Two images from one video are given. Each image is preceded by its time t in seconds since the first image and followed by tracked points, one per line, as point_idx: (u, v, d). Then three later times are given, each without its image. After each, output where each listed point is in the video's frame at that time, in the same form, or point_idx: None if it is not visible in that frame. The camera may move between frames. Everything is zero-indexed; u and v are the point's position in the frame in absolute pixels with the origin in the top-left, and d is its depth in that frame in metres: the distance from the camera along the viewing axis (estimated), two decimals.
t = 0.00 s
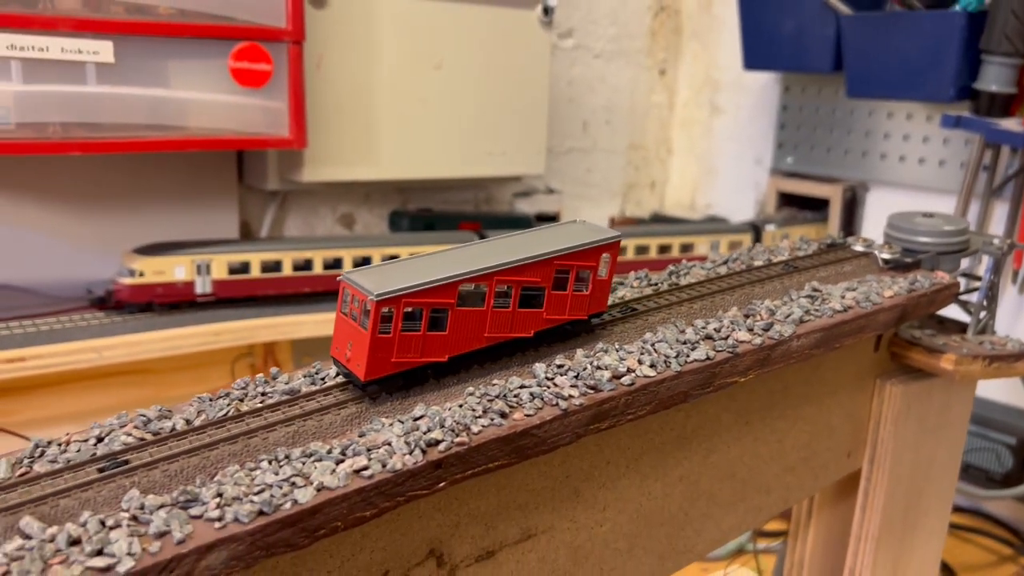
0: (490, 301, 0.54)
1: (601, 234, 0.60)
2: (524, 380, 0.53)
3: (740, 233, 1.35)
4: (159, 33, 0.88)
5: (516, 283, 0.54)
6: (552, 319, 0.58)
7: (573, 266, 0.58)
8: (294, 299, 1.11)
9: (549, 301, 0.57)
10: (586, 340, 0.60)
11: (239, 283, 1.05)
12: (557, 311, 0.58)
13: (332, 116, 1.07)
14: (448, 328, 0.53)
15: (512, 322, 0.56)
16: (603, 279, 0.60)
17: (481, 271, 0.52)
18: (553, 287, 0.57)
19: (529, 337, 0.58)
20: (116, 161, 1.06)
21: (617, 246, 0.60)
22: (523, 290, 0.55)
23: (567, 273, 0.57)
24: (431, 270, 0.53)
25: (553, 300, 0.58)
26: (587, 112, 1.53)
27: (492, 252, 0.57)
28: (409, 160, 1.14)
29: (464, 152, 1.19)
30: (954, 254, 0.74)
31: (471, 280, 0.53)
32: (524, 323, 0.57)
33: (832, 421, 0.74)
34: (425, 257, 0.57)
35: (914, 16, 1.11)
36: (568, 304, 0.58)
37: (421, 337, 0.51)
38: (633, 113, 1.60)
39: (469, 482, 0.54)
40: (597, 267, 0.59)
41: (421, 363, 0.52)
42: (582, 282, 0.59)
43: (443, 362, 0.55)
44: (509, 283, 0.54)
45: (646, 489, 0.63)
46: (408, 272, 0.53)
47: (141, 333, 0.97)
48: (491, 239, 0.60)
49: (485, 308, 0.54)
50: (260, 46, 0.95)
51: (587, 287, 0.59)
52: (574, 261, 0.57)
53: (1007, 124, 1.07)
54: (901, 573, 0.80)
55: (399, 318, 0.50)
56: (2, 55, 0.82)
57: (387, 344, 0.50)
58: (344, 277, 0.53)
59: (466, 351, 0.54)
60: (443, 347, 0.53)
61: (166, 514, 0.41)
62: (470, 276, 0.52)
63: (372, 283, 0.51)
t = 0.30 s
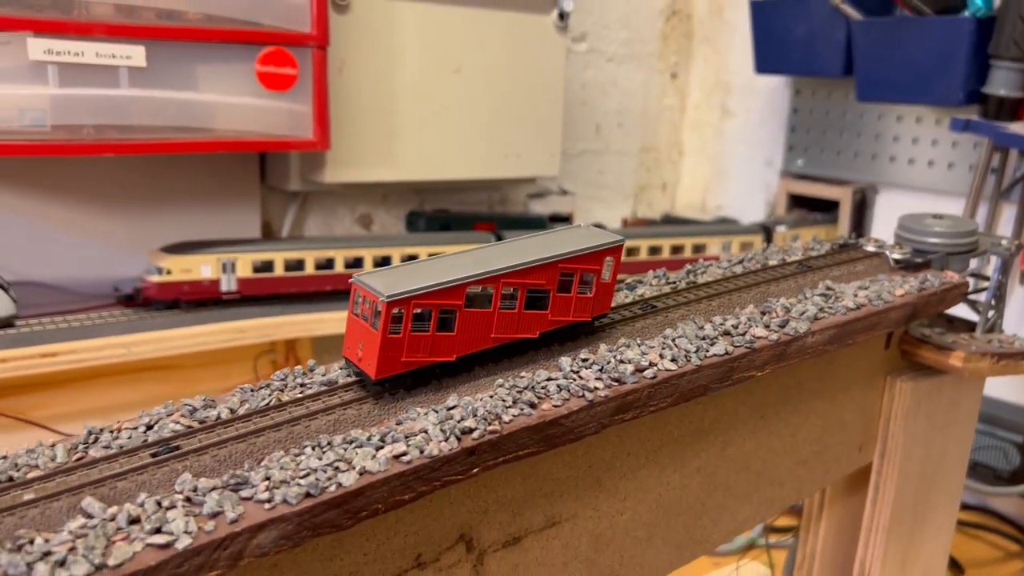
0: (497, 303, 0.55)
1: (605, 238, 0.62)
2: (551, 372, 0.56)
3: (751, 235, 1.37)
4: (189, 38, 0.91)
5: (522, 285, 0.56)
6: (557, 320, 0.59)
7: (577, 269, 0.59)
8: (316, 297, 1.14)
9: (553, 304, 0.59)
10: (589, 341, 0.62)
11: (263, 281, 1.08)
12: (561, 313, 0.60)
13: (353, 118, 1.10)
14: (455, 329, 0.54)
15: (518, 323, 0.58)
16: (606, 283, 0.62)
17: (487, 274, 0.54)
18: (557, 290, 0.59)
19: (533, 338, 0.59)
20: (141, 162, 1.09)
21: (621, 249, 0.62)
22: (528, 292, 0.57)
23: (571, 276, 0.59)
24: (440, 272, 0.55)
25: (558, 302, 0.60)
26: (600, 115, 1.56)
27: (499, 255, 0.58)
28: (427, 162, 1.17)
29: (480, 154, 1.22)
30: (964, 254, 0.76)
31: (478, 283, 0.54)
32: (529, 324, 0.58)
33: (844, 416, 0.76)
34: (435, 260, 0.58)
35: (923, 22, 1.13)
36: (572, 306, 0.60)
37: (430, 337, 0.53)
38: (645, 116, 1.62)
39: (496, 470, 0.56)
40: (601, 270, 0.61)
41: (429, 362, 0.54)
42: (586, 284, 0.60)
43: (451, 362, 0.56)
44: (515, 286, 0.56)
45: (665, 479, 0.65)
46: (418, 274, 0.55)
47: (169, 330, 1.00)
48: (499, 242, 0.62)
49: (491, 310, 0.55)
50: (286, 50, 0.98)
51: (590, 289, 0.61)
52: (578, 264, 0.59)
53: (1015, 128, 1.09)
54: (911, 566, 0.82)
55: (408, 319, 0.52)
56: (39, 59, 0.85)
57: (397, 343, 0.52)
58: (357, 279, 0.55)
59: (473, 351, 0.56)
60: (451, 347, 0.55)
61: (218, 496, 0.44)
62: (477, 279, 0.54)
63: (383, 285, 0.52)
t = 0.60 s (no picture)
0: (507, 293, 0.57)
1: (614, 230, 0.63)
2: (582, 354, 0.58)
3: (766, 230, 1.39)
4: (218, 33, 0.93)
5: (532, 276, 0.57)
6: (566, 311, 0.61)
7: (586, 260, 0.60)
8: (338, 288, 1.16)
9: (563, 294, 0.60)
10: (598, 331, 0.63)
11: (288, 273, 1.11)
12: (570, 304, 0.61)
13: (375, 113, 1.12)
14: (467, 318, 0.55)
15: (528, 313, 0.59)
16: (614, 274, 0.63)
17: (498, 264, 0.55)
18: (567, 280, 0.60)
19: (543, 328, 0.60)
20: (168, 154, 1.11)
21: (630, 241, 0.63)
22: (538, 282, 0.58)
23: (580, 267, 0.60)
24: (452, 263, 0.56)
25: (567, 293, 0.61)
26: (615, 112, 1.57)
27: (509, 248, 0.59)
28: (447, 157, 1.19)
29: (499, 149, 1.23)
30: (979, 245, 0.78)
31: (488, 273, 0.55)
32: (540, 314, 0.59)
33: (863, 402, 0.77)
34: (448, 252, 0.60)
35: (939, 19, 1.14)
36: (581, 297, 0.61)
37: (442, 326, 0.54)
38: (659, 114, 1.64)
39: (527, 449, 0.58)
40: (610, 261, 0.62)
41: (441, 351, 0.55)
42: (594, 276, 0.62)
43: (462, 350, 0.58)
44: (525, 276, 0.57)
45: (688, 463, 0.67)
46: (430, 265, 0.56)
47: (196, 319, 1.02)
48: (510, 236, 0.63)
49: (502, 299, 0.56)
50: (312, 46, 1.00)
51: (599, 281, 0.62)
52: (587, 255, 0.60)
53: None
54: (927, 551, 0.83)
55: (421, 307, 0.53)
56: (74, 53, 0.87)
57: (410, 331, 0.53)
58: (370, 269, 0.56)
59: (484, 339, 0.57)
60: (463, 335, 0.56)
61: (268, 468, 0.45)
62: (488, 269, 0.55)
63: (396, 275, 0.54)
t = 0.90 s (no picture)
0: (518, 290, 0.57)
1: (623, 227, 0.63)
2: (611, 345, 0.59)
3: (782, 228, 1.41)
4: (246, 33, 0.95)
5: (542, 273, 0.58)
6: (576, 308, 0.61)
7: (597, 258, 0.61)
8: (359, 285, 1.18)
9: (573, 291, 0.60)
10: (607, 329, 0.63)
11: (311, 269, 1.12)
12: (580, 301, 0.61)
13: (397, 112, 1.14)
14: (478, 315, 0.56)
15: (539, 310, 0.59)
16: (624, 272, 0.63)
17: (508, 262, 0.56)
18: (577, 278, 0.60)
19: (553, 325, 0.61)
20: (194, 151, 1.13)
21: (638, 240, 0.63)
22: (548, 280, 0.59)
23: (590, 264, 0.61)
24: (464, 261, 0.57)
25: (577, 290, 0.61)
26: (630, 111, 1.59)
27: (521, 245, 0.60)
28: (466, 156, 1.20)
29: (517, 147, 1.25)
30: (998, 241, 0.79)
31: (499, 270, 0.56)
32: (550, 311, 0.60)
33: (882, 395, 0.79)
34: (460, 250, 0.60)
35: (954, 19, 1.15)
36: (591, 294, 0.62)
37: (453, 323, 0.55)
38: (674, 113, 1.65)
39: (557, 438, 0.59)
40: (619, 259, 0.62)
41: (453, 347, 0.56)
42: (605, 273, 0.62)
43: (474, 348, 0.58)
44: (535, 274, 0.57)
45: (713, 454, 0.68)
46: (443, 262, 0.57)
47: (222, 315, 1.04)
48: (522, 233, 0.64)
49: (512, 297, 0.57)
50: (336, 45, 1.01)
51: (608, 278, 0.62)
52: (597, 253, 0.61)
53: None
54: (946, 544, 0.84)
55: (433, 305, 0.54)
56: (106, 53, 0.89)
57: (422, 328, 0.54)
58: (383, 267, 0.57)
59: (495, 336, 0.58)
60: (474, 333, 0.57)
61: (313, 452, 0.47)
62: (498, 266, 0.56)
63: (408, 272, 0.54)
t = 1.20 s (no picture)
0: (528, 285, 0.57)
1: (632, 223, 0.63)
2: (638, 335, 0.60)
3: (797, 225, 1.41)
4: (269, 30, 0.96)
5: (552, 268, 0.58)
6: (585, 302, 0.61)
7: (605, 253, 0.61)
8: (378, 279, 1.19)
9: (582, 286, 0.61)
10: (616, 323, 0.64)
11: (331, 264, 1.14)
12: (589, 296, 0.62)
13: (416, 109, 1.15)
14: (488, 310, 0.56)
15: (548, 304, 0.59)
16: (633, 266, 0.64)
17: (518, 256, 0.56)
18: (586, 273, 0.61)
19: (563, 319, 0.61)
20: (216, 147, 1.14)
21: (648, 234, 0.64)
22: (558, 274, 0.59)
23: (599, 260, 0.61)
24: (474, 255, 0.57)
25: (586, 285, 0.61)
26: (644, 108, 1.59)
27: (530, 240, 0.60)
28: (483, 152, 1.21)
29: (534, 144, 1.26)
30: (1017, 235, 0.79)
31: (510, 265, 0.56)
32: (559, 305, 0.60)
33: (902, 387, 0.79)
34: (468, 245, 0.60)
35: (970, 16, 1.16)
36: (600, 289, 0.62)
37: (463, 317, 0.55)
38: (687, 110, 1.66)
39: (585, 426, 0.60)
40: (628, 254, 0.63)
41: (463, 342, 0.56)
42: (613, 268, 0.62)
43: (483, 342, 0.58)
44: (545, 268, 0.58)
45: (735, 444, 0.69)
46: (453, 257, 0.57)
47: (244, 310, 1.05)
48: (530, 228, 0.64)
49: (522, 291, 0.57)
50: (357, 42, 1.02)
51: (618, 273, 0.63)
52: (607, 248, 0.61)
53: None
54: (964, 536, 0.85)
55: (443, 299, 0.53)
56: (133, 49, 0.90)
57: (432, 322, 0.54)
58: (393, 261, 0.57)
59: (504, 331, 0.58)
60: (484, 327, 0.57)
61: (351, 436, 0.48)
62: (508, 261, 0.56)
63: (418, 267, 0.54)
